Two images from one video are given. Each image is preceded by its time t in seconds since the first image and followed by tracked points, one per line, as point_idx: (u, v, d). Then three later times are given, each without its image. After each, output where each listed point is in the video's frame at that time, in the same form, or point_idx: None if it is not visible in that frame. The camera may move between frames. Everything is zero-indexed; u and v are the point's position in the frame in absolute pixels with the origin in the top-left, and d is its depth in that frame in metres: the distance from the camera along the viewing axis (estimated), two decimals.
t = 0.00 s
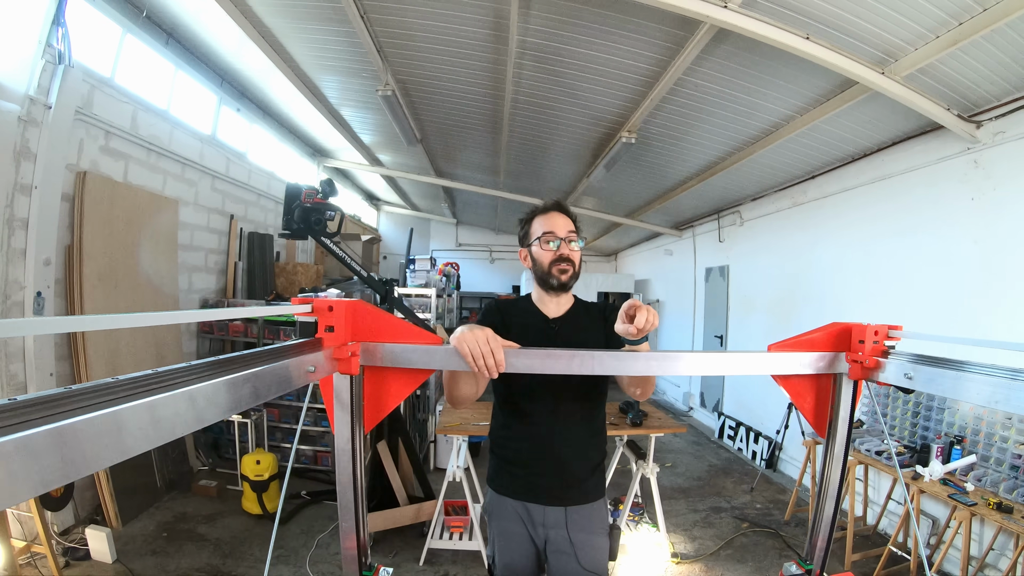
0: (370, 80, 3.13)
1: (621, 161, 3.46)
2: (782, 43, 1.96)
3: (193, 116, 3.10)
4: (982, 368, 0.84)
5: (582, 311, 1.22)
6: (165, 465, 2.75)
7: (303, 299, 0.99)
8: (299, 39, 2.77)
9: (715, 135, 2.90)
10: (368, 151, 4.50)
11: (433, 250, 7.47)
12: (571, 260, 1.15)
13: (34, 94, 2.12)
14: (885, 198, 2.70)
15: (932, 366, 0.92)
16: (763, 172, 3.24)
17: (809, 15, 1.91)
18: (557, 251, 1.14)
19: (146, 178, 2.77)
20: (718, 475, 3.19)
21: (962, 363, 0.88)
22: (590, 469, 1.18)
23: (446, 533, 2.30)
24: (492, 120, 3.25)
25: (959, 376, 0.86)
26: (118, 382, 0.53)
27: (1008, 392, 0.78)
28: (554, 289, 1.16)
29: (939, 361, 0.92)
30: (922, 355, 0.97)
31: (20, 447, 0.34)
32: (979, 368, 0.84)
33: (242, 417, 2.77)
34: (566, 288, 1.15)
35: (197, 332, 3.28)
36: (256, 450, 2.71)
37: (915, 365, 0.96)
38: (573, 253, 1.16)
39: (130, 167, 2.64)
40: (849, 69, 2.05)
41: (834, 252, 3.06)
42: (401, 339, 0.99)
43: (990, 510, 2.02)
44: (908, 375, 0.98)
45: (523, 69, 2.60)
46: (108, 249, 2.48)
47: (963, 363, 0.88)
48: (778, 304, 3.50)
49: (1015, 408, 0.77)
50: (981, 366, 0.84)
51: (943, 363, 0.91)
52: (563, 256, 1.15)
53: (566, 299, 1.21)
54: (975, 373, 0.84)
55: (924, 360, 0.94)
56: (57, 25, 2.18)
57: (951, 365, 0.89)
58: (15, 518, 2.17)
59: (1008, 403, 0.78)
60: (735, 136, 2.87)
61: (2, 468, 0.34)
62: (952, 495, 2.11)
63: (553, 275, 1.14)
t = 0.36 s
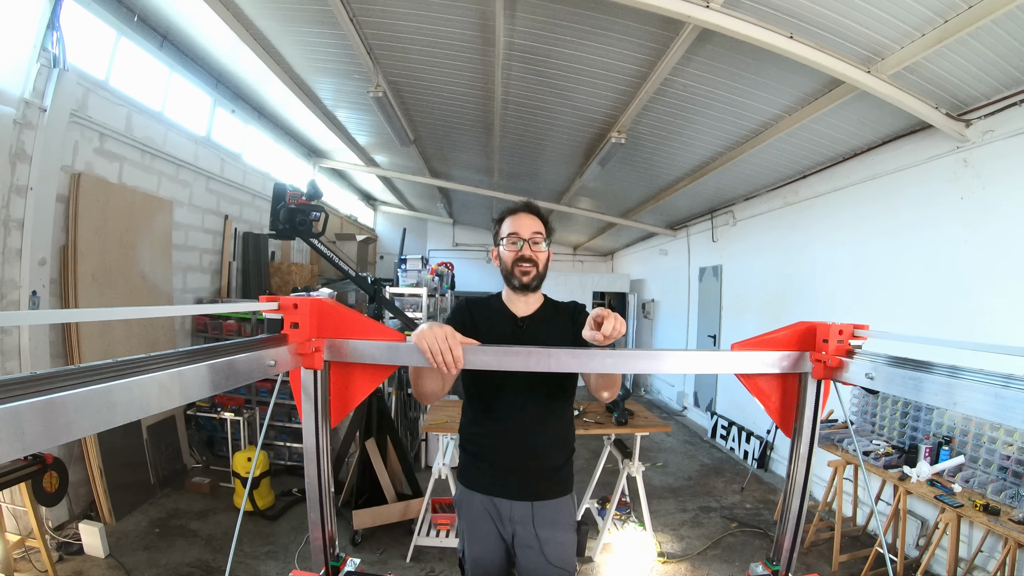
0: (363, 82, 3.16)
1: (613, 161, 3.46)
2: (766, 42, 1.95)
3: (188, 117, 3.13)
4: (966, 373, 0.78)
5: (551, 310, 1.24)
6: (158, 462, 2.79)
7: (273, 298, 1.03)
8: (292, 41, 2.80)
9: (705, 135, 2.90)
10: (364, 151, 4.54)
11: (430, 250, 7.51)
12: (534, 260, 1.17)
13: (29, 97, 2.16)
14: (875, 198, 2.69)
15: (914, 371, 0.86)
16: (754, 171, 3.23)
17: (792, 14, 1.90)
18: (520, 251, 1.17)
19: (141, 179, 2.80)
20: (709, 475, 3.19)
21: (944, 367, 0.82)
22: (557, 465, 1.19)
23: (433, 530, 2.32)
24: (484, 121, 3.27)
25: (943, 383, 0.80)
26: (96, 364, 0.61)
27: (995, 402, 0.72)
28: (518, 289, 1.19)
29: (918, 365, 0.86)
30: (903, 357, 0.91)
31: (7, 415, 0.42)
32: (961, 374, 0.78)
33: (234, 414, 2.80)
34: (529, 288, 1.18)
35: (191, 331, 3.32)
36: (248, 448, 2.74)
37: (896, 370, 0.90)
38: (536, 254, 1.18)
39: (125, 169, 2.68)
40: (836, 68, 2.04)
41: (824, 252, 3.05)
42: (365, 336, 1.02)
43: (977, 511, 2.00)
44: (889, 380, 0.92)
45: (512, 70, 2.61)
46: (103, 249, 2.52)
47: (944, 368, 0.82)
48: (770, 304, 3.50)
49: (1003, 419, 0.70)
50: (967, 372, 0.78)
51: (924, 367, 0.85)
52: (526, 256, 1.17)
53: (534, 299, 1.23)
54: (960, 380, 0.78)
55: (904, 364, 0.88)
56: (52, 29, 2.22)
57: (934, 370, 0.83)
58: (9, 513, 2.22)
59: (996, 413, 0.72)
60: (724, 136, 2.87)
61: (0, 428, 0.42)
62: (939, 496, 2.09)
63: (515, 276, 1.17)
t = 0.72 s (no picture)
0: (353, 82, 3.17)
1: (604, 161, 3.45)
2: (749, 40, 1.93)
3: (181, 118, 3.17)
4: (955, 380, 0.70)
5: (519, 310, 1.25)
6: (151, 460, 2.82)
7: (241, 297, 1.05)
8: (281, 42, 2.81)
9: (696, 134, 2.88)
10: (358, 152, 4.56)
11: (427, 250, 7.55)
12: (498, 259, 1.18)
13: (23, 99, 2.19)
14: (866, 197, 2.66)
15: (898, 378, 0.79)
16: (746, 170, 3.21)
17: (775, 11, 1.88)
18: (485, 250, 1.19)
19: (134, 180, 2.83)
20: (701, 475, 3.18)
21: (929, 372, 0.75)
22: (523, 464, 1.19)
23: (419, 529, 2.33)
24: (475, 121, 3.27)
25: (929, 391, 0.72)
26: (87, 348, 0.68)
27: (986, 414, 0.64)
28: (483, 287, 1.20)
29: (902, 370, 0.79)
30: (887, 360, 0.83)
31: None
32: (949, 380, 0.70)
33: (225, 413, 2.82)
34: (493, 287, 1.19)
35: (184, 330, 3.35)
36: (239, 446, 2.76)
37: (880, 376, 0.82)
38: (501, 254, 1.20)
39: (117, 170, 2.71)
40: (823, 66, 2.02)
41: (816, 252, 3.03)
42: (327, 335, 1.03)
43: (965, 514, 1.97)
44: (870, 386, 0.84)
45: (500, 70, 2.61)
46: (96, 249, 2.55)
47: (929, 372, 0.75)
48: (762, 304, 3.48)
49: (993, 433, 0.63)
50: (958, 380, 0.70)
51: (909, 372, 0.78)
52: (490, 255, 1.19)
53: (500, 298, 1.24)
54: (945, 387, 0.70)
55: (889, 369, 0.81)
56: (44, 32, 2.25)
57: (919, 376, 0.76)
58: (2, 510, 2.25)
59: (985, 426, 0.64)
60: (713, 134, 2.85)
61: None
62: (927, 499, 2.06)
63: (480, 274, 1.19)
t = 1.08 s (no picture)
0: (343, 82, 3.17)
1: (597, 161, 3.43)
2: (734, 36, 1.89)
3: (173, 119, 3.18)
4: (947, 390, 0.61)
5: (492, 309, 1.23)
6: (142, 459, 2.84)
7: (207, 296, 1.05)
8: (271, 43, 2.82)
9: (687, 132, 2.85)
10: (353, 152, 4.57)
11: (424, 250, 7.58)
12: (474, 259, 1.15)
13: (14, 101, 2.20)
14: (858, 196, 2.63)
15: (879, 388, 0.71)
16: (739, 169, 3.18)
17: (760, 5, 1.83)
18: (462, 248, 1.16)
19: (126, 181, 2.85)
20: (693, 476, 3.15)
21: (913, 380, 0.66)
22: (494, 466, 1.18)
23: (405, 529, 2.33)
24: (466, 121, 3.26)
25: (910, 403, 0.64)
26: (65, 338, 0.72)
27: (974, 428, 0.56)
28: (457, 286, 1.17)
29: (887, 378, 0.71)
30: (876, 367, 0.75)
31: None
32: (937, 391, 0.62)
33: (216, 412, 2.82)
34: (467, 287, 1.16)
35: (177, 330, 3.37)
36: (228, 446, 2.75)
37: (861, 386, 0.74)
38: (479, 253, 1.16)
39: (109, 170, 2.72)
40: (817, 64, 1.97)
41: (808, 251, 3.00)
42: (291, 333, 1.02)
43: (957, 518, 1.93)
44: (853, 394, 0.76)
45: (488, 69, 2.60)
46: (88, 249, 2.56)
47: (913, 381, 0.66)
48: (756, 304, 3.45)
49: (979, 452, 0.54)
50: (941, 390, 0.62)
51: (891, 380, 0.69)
52: (467, 253, 1.16)
53: (474, 298, 1.21)
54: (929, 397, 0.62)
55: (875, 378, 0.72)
56: (36, 34, 2.27)
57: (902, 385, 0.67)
58: None
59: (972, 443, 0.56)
60: (705, 132, 2.82)
61: None
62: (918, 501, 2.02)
63: (455, 272, 1.16)
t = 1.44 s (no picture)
0: (333, 81, 3.16)
1: (589, 159, 3.39)
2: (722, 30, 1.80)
3: (165, 119, 3.19)
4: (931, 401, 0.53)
5: (466, 310, 1.19)
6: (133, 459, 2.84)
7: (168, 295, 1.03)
8: (260, 42, 2.81)
9: (679, 130, 2.81)
10: (347, 152, 4.58)
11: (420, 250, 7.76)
12: (449, 261, 1.09)
13: (3, 101, 2.20)
14: (853, 194, 2.57)
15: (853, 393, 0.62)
16: (732, 167, 3.13)
17: None
18: (437, 247, 1.09)
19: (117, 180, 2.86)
20: (686, 478, 3.12)
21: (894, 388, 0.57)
22: (463, 471, 1.16)
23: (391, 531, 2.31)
24: (457, 118, 3.22)
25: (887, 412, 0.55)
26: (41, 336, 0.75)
27: (961, 449, 0.47)
28: (430, 288, 1.12)
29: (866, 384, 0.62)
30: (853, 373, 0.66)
31: None
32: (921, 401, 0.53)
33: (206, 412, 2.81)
34: (440, 290, 1.11)
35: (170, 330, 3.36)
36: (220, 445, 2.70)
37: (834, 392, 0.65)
38: (454, 255, 1.10)
39: (100, 170, 2.73)
40: (816, 63, 1.89)
41: (802, 251, 2.95)
42: (252, 332, 1.00)
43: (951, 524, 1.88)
44: (823, 402, 0.68)
45: (477, 67, 2.57)
46: (76, 245, 2.55)
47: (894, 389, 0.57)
48: (750, 304, 3.41)
49: (962, 476, 0.46)
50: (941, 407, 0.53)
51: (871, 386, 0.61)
52: (442, 253, 1.09)
53: (448, 300, 1.17)
54: (911, 408, 0.53)
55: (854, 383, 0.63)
56: (25, 34, 2.28)
57: (883, 393, 0.59)
58: None
59: (951, 464, 0.48)
60: (697, 130, 2.77)
61: None
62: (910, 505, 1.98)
63: (427, 274, 1.10)
